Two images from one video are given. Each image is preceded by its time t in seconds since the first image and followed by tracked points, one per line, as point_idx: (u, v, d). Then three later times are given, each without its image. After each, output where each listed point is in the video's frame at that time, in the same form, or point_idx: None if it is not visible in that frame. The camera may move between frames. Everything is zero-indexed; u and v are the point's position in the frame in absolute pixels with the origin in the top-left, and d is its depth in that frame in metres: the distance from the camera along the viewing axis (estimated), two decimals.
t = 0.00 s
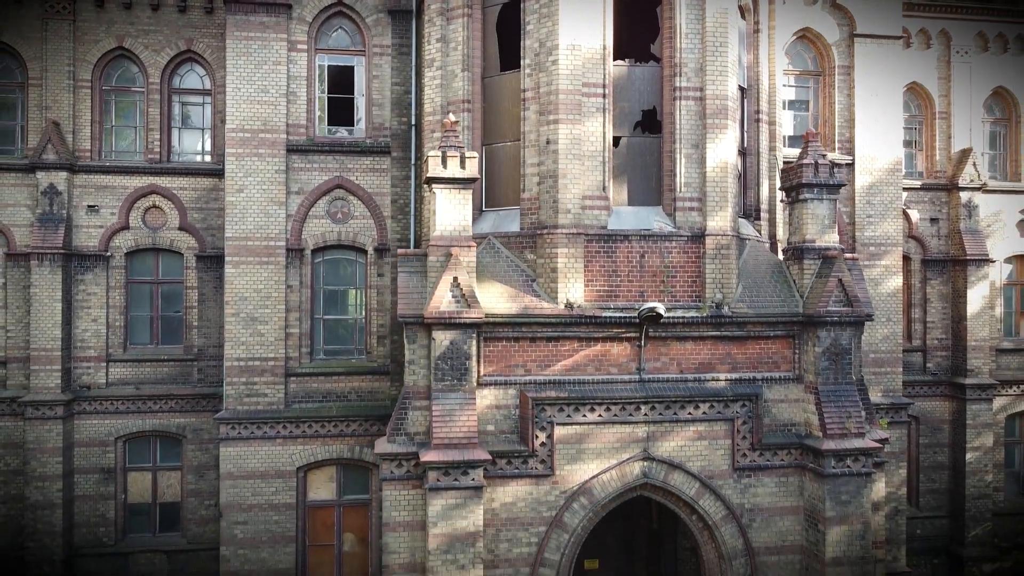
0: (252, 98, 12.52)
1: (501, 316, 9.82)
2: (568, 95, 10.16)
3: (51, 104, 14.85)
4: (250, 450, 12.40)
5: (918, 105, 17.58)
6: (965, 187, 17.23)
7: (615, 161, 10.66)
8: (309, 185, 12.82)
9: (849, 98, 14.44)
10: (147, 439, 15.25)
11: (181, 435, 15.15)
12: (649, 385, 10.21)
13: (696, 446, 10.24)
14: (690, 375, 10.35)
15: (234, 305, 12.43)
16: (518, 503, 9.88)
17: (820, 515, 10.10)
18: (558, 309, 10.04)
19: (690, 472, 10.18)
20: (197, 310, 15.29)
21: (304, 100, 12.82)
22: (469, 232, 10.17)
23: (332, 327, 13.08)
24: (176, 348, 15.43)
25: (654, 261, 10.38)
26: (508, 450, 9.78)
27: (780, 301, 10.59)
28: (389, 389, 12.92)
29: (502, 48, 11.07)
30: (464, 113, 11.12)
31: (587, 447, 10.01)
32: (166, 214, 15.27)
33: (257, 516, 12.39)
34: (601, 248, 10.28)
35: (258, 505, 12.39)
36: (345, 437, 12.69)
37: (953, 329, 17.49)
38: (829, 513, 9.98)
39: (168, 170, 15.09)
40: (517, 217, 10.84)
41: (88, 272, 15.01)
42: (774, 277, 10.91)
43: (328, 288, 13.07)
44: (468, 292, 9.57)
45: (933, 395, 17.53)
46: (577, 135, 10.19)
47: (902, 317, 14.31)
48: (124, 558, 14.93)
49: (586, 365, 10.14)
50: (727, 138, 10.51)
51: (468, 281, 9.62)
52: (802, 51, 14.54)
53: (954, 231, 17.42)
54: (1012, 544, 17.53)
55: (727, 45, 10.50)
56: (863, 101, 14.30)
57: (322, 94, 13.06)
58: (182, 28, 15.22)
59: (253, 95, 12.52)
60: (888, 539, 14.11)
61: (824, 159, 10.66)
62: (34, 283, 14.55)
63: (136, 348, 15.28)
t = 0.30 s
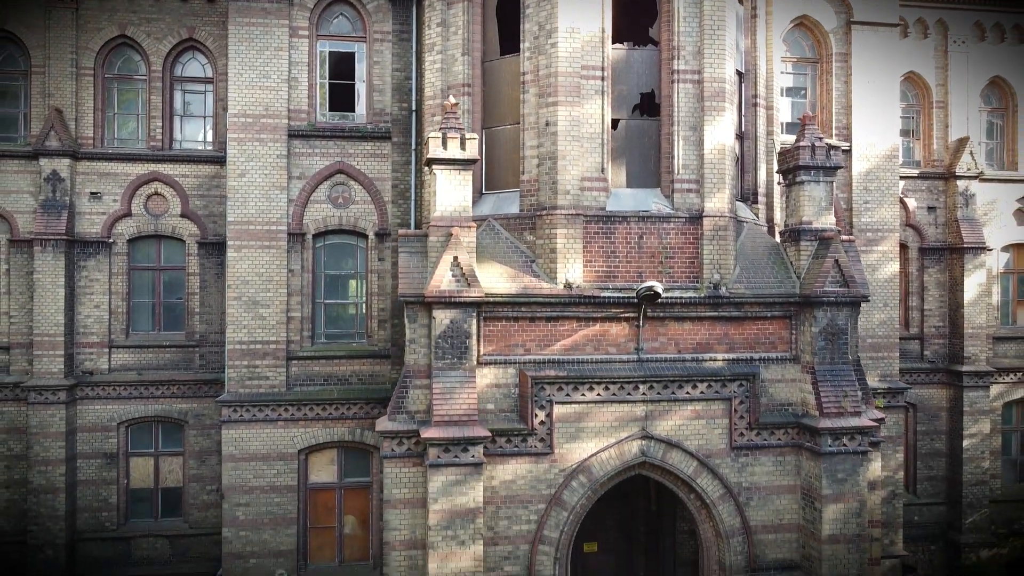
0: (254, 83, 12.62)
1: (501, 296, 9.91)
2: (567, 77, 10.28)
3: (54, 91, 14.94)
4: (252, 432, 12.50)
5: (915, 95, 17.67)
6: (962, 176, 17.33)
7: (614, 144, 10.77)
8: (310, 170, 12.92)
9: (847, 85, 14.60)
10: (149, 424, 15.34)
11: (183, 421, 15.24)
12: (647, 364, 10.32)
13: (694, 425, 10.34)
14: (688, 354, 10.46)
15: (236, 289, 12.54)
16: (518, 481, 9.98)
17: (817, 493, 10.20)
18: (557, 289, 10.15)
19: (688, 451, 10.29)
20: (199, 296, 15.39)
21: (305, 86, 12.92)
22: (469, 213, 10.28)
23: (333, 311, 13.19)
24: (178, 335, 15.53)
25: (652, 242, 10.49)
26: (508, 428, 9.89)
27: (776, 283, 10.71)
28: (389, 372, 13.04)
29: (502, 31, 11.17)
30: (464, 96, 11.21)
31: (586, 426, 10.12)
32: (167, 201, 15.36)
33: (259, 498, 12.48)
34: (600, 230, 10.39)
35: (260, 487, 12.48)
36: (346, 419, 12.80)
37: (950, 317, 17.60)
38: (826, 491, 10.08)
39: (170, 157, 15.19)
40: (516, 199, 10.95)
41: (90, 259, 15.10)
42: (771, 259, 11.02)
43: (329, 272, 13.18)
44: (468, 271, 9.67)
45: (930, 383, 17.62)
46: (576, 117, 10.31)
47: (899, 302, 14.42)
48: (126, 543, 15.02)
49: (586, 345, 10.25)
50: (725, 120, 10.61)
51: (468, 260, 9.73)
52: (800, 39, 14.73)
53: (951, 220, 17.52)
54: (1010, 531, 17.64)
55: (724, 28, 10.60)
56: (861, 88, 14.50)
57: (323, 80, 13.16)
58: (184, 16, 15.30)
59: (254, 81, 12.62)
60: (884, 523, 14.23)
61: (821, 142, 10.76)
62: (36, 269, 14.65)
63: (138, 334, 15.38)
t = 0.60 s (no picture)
0: (256, 70, 12.73)
1: (500, 276, 10.02)
2: (566, 60, 10.40)
3: (57, 80, 15.06)
4: (254, 415, 12.61)
5: (912, 86, 17.78)
6: (958, 166, 17.44)
7: (613, 127, 10.89)
8: (312, 157, 13.04)
9: (844, 74, 14.80)
10: (152, 411, 15.45)
11: (185, 408, 15.35)
12: (645, 345, 10.43)
13: (691, 405, 10.44)
14: (685, 335, 10.57)
15: (238, 274, 12.66)
16: (517, 459, 10.09)
17: (813, 472, 10.31)
18: (556, 270, 10.26)
19: (686, 430, 10.39)
20: (201, 284, 15.50)
21: (306, 73, 13.04)
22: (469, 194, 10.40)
23: (334, 297, 13.31)
24: (180, 323, 15.63)
25: (650, 224, 10.62)
26: (507, 406, 10.00)
27: (772, 265, 10.83)
28: (390, 357, 13.16)
29: (501, 17, 11.31)
30: (464, 80, 11.32)
31: (585, 405, 10.22)
32: (170, 189, 15.48)
33: (261, 481, 12.60)
34: (598, 212, 10.52)
35: (262, 470, 12.60)
36: (347, 403, 12.90)
37: (946, 305, 17.71)
38: (821, 469, 10.20)
39: (172, 146, 15.31)
40: (516, 182, 11.07)
41: (93, 246, 15.21)
42: (768, 242, 11.14)
43: (330, 258, 13.30)
44: (468, 251, 9.78)
45: (928, 372, 17.73)
46: (575, 100, 10.44)
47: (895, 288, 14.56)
48: (128, 529, 15.13)
49: (584, 326, 10.36)
50: (722, 103, 10.74)
51: (469, 240, 9.84)
52: (797, 27, 14.93)
53: (948, 210, 17.64)
54: (1007, 519, 17.59)
55: (721, 13, 10.72)
56: (857, 76, 14.68)
57: (324, 68, 13.29)
58: (186, 6, 15.41)
59: (256, 67, 12.74)
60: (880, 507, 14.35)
61: (817, 125, 10.89)
62: (40, 256, 14.76)
63: (141, 321, 15.50)
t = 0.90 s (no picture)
0: (257, 55, 12.84)
1: (500, 256, 10.13)
2: (565, 43, 10.50)
3: (59, 67, 15.15)
4: (255, 397, 12.71)
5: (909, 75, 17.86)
6: (956, 155, 17.53)
7: (611, 110, 11.00)
8: (313, 141, 13.15)
9: (841, 61, 14.96)
10: (154, 396, 15.56)
11: (187, 393, 15.45)
12: (643, 325, 10.53)
13: (689, 384, 10.54)
14: (683, 315, 10.68)
15: (240, 257, 12.76)
16: (517, 437, 10.20)
17: (809, 450, 10.41)
18: (555, 250, 10.37)
19: (683, 409, 10.50)
20: (202, 271, 15.61)
21: (308, 58, 13.15)
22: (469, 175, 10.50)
23: (335, 281, 13.43)
24: (181, 309, 15.74)
25: (648, 205, 10.73)
26: (506, 384, 10.10)
27: (769, 246, 10.94)
28: (390, 340, 13.27)
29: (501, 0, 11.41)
30: (464, 64, 11.42)
31: (583, 384, 10.32)
32: (172, 176, 15.59)
33: (263, 463, 12.71)
34: (597, 193, 10.63)
35: (263, 452, 12.70)
36: (348, 386, 13.01)
37: (943, 293, 17.82)
38: (818, 447, 10.30)
39: (174, 133, 15.41)
40: (515, 164, 11.19)
41: (95, 233, 15.32)
42: (765, 224, 11.25)
43: (331, 242, 13.42)
44: (467, 231, 9.89)
45: (925, 359, 17.83)
46: (573, 82, 10.54)
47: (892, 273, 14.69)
48: (130, 513, 15.23)
49: (583, 306, 10.47)
50: (719, 86, 10.86)
51: (468, 220, 9.95)
52: (795, 15, 15.09)
53: (945, 198, 17.73)
54: (1003, 506, 17.72)
55: None
56: (854, 63, 14.85)
57: (325, 53, 13.40)
58: None
59: (258, 53, 12.84)
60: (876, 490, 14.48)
61: (814, 108, 11.00)
62: (43, 241, 14.86)
63: (143, 307, 15.61)
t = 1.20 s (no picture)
0: (259, 44, 12.95)
1: (500, 239, 10.24)
2: (563, 28, 10.61)
3: (62, 58, 15.25)
4: (257, 383, 12.81)
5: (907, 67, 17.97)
6: (953, 146, 17.63)
7: (610, 95, 11.13)
8: (314, 129, 13.26)
9: (838, 50, 15.15)
10: (156, 385, 15.65)
11: (189, 381, 15.55)
12: (641, 308, 10.64)
13: (686, 366, 10.64)
14: (681, 298, 10.78)
15: (242, 244, 12.87)
16: (516, 418, 10.30)
17: (806, 431, 10.51)
18: (554, 234, 10.48)
19: (681, 391, 10.60)
20: (204, 260, 15.70)
21: (309, 47, 13.27)
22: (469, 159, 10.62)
23: (336, 268, 13.55)
24: (183, 298, 15.84)
25: (647, 190, 10.84)
26: (506, 366, 10.20)
27: (766, 230, 11.05)
28: (391, 327, 13.37)
29: None
30: (464, 51, 11.54)
31: (582, 365, 10.42)
32: (174, 166, 15.70)
33: (264, 448, 12.80)
34: (596, 177, 10.74)
35: (265, 437, 12.80)
36: (349, 372, 13.11)
37: (941, 284, 17.92)
38: (814, 429, 10.39)
39: (176, 123, 15.51)
40: (515, 149, 11.35)
41: (98, 222, 15.43)
42: (763, 209, 11.36)
43: (332, 230, 13.54)
44: (467, 213, 10.00)
45: (922, 349, 17.92)
46: (572, 67, 10.65)
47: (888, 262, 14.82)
48: (132, 501, 15.33)
49: (582, 289, 10.57)
50: (716, 72, 10.99)
51: (468, 203, 10.06)
52: (793, 5, 15.28)
53: (942, 189, 17.83)
54: (1000, 495, 17.81)
55: None
56: (851, 52, 15.04)
57: (327, 42, 13.52)
58: None
59: (260, 41, 12.95)
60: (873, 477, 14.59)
61: (810, 93, 11.11)
62: (45, 230, 14.95)
63: (145, 296, 15.70)
